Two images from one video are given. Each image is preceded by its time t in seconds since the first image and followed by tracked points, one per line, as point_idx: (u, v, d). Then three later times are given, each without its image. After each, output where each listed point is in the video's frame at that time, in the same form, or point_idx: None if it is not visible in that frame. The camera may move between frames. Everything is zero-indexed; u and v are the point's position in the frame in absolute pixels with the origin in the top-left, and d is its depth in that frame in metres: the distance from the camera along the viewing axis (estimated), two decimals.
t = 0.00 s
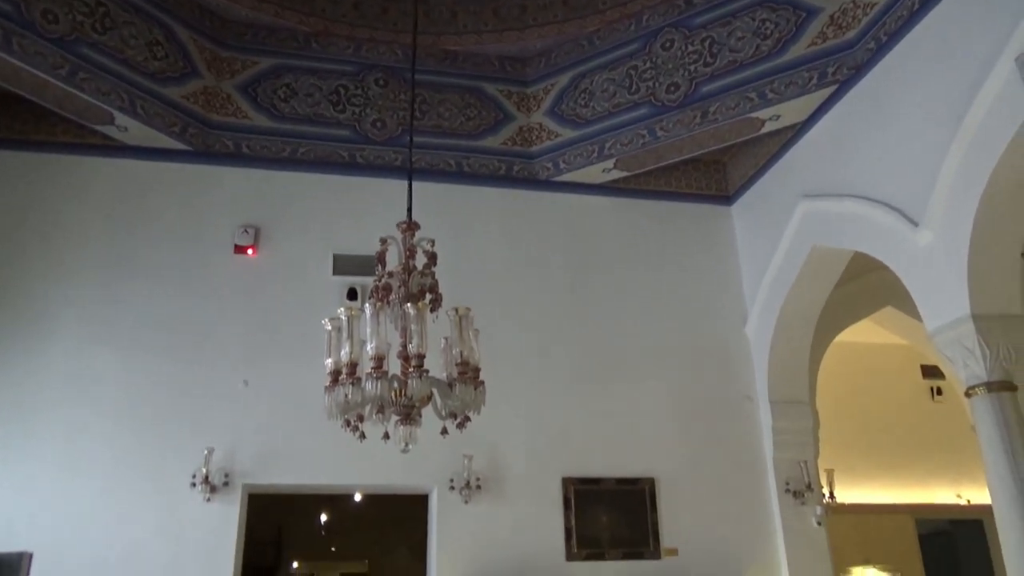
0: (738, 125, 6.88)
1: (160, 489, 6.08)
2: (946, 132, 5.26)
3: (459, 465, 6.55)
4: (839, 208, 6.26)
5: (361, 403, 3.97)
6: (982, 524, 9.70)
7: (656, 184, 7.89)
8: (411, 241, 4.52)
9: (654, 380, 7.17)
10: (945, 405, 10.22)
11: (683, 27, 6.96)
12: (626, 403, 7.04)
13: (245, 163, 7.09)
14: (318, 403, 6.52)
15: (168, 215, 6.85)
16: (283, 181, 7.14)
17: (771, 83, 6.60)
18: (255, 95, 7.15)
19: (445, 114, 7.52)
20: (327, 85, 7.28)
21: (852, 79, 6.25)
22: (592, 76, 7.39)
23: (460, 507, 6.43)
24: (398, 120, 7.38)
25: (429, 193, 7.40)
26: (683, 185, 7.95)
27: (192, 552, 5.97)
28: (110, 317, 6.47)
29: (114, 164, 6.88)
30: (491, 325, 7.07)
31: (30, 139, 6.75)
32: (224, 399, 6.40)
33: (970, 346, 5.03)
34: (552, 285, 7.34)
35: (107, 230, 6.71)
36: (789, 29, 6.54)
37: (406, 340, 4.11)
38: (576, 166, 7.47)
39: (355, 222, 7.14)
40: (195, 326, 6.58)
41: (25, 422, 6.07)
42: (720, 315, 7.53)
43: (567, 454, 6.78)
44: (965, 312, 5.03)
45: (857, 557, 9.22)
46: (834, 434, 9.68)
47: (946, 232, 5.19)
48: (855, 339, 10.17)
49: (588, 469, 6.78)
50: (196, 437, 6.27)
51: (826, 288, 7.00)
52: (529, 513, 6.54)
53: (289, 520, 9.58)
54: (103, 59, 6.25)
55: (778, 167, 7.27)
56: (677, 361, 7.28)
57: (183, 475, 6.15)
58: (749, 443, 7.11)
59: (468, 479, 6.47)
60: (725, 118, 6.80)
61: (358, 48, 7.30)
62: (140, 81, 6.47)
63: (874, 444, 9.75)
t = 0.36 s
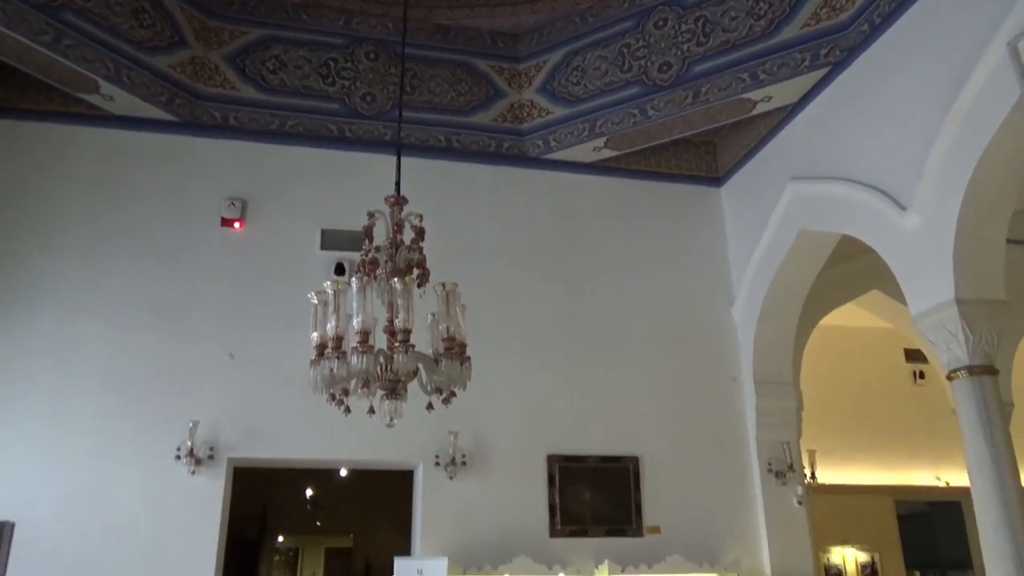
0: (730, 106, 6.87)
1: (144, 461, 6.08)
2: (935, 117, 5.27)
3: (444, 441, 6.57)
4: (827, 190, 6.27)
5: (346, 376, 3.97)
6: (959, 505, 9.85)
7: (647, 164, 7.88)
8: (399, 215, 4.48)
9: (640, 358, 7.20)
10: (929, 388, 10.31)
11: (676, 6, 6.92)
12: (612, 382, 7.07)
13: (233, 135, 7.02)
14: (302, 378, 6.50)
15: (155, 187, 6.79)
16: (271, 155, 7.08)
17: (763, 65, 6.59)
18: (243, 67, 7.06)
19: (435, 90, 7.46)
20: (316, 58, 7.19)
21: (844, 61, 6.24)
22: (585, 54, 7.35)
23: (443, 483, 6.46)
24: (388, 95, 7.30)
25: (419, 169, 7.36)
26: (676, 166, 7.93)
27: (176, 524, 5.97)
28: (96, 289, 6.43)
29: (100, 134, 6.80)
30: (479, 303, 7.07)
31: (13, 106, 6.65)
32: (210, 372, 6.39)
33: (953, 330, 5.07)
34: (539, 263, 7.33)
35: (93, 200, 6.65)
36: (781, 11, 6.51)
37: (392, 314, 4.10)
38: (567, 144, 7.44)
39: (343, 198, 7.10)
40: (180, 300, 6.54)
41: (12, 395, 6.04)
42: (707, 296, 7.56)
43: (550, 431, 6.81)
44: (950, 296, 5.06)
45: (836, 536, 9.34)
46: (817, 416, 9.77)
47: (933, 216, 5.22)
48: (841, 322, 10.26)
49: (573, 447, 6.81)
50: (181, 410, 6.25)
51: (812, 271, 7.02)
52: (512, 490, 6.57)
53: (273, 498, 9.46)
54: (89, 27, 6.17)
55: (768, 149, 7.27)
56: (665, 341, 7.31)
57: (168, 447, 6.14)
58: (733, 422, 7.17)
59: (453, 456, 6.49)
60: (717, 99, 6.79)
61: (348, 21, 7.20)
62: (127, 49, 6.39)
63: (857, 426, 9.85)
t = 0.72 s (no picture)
0: (717, 86, 6.85)
1: (127, 436, 6.05)
2: (921, 101, 5.28)
3: (428, 419, 6.58)
4: (813, 172, 6.27)
5: (330, 351, 3.95)
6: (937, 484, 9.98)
7: (633, 143, 7.85)
8: (384, 189, 4.44)
9: (624, 337, 7.23)
10: (909, 369, 10.42)
11: None
12: (597, 361, 7.10)
13: (216, 108, 6.94)
14: (286, 355, 6.48)
15: (137, 160, 6.70)
16: (255, 130, 7.00)
17: (751, 45, 6.56)
18: (226, 38, 6.92)
19: (422, 66, 7.38)
20: (301, 31, 7.06)
21: (832, 43, 6.24)
22: (573, 31, 7.27)
23: (427, 460, 6.48)
24: (373, 69, 7.21)
25: (405, 146, 7.32)
26: (663, 146, 7.92)
27: (158, 499, 5.96)
28: (77, 263, 6.36)
29: (81, 105, 6.70)
30: (464, 280, 7.06)
31: None
32: (193, 348, 6.35)
33: (935, 311, 5.11)
34: (524, 241, 7.32)
35: (73, 173, 6.56)
36: None
37: (376, 290, 4.07)
38: (554, 122, 7.42)
39: (328, 174, 7.04)
40: (163, 274, 6.49)
41: None
42: (691, 276, 7.58)
43: (534, 409, 6.83)
44: (932, 277, 5.10)
45: (815, 516, 9.43)
46: (798, 396, 9.86)
47: (916, 198, 5.24)
48: (824, 304, 10.34)
49: (556, 425, 6.84)
50: (163, 385, 6.22)
51: (796, 252, 7.05)
52: (495, 467, 6.60)
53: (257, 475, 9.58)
54: None
55: (754, 130, 7.27)
56: (648, 320, 7.34)
57: (150, 422, 6.11)
58: (716, 402, 7.22)
59: (437, 433, 6.50)
60: (704, 78, 6.79)
61: None
62: (107, 19, 6.28)
63: (837, 407, 9.95)
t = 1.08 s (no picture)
0: (704, 66, 6.83)
1: (111, 416, 6.02)
2: (906, 81, 5.30)
3: (414, 399, 6.58)
4: (798, 152, 6.29)
5: (316, 330, 3.93)
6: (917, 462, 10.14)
7: (619, 123, 7.84)
8: (369, 168, 4.40)
9: (610, 317, 7.25)
10: (891, 348, 10.54)
11: None
12: (582, 341, 7.12)
13: (198, 86, 6.86)
14: (270, 335, 6.45)
15: (118, 138, 6.62)
16: (238, 108, 6.93)
17: (738, 24, 6.54)
18: (208, 14, 6.80)
19: (407, 44, 7.30)
20: (285, 9, 6.96)
21: (818, 23, 6.24)
22: (559, 10, 7.21)
23: (413, 439, 6.49)
24: (358, 47, 7.13)
25: (391, 124, 7.27)
26: (649, 126, 7.91)
27: (142, 479, 5.94)
28: (58, 242, 6.29)
29: (60, 81, 6.60)
30: (450, 260, 7.04)
31: None
32: (176, 328, 6.31)
33: (918, 292, 5.16)
34: (510, 221, 7.30)
35: (53, 150, 6.47)
36: None
37: (362, 268, 4.06)
38: (540, 101, 7.38)
39: (312, 153, 6.98)
40: (145, 254, 6.43)
41: None
42: (676, 257, 7.61)
43: (520, 389, 6.85)
44: (915, 258, 5.14)
45: (797, 493, 9.53)
46: (782, 375, 9.95)
47: (900, 179, 5.28)
48: (808, 284, 10.41)
49: (542, 405, 6.87)
50: (147, 365, 6.19)
51: (780, 233, 7.08)
52: (481, 446, 6.62)
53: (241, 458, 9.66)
54: None
55: (741, 110, 7.27)
56: (634, 300, 7.36)
57: (135, 402, 6.08)
58: (700, 381, 7.28)
59: (423, 413, 6.52)
60: (692, 58, 6.75)
61: None
62: None
63: (820, 386, 10.04)
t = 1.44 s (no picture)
0: (692, 50, 6.84)
1: (93, 393, 5.98)
2: (894, 69, 5.32)
3: (399, 379, 6.59)
4: (786, 138, 6.30)
5: (301, 309, 3.91)
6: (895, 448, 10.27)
7: (607, 106, 7.83)
8: (356, 145, 4.36)
9: (594, 300, 7.27)
10: (871, 335, 10.65)
11: None
12: (568, 324, 7.14)
13: (183, 61, 6.78)
14: (255, 314, 6.42)
15: (101, 112, 6.53)
16: (222, 83, 6.85)
17: (729, 9, 6.48)
18: None
19: (394, 22, 7.03)
20: None
21: (808, 10, 6.24)
22: None
23: (397, 420, 6.50)
24: (345, 25, 6.90)
25: (378, 102, 7.23)
26: (637, 110, 7.90)
27: (124, 456, 5.92)
28: (39, 216, 6.21)
29: (42, 53, 6.50)
30: (436, 241, 7.02)
31: None
32: (160, 305, 6.26)
33: (899, 279, 5.20)
34: (497, 203, 7.28)
35: (35, 123, 6.39)
36: None
37: (349, 247, 4.04)
38: (528, 83, 7.35)
39: (298, 130, 6.92)
40: (129, 230, 6.37)
41: None
42: (661, 241, 7.63)
43: (504, 371, 6.87)
44: (897, 245, 5.19)
45: (777, 477, 9.60)
46: (764, 360, 10.03)
47: (886, 166, 5.31)
48: (792, 271, 10.45)
49: (525, 387, 6.89)
50: (130, 342, 6.14)
51: (765, 220, 7.11)
52: (465, 427, 6.64)
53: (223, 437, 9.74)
54: None
55: (729, 95, 7.27)
56: (619, 284, 7.38)
57: (117, 379, 6.04)
58: (683, 365, 7.33)
59: (408, 393, 6.52)
60: (681, 42, 6.74)
61: None
62: None
63: (802, 372, 10.13)
